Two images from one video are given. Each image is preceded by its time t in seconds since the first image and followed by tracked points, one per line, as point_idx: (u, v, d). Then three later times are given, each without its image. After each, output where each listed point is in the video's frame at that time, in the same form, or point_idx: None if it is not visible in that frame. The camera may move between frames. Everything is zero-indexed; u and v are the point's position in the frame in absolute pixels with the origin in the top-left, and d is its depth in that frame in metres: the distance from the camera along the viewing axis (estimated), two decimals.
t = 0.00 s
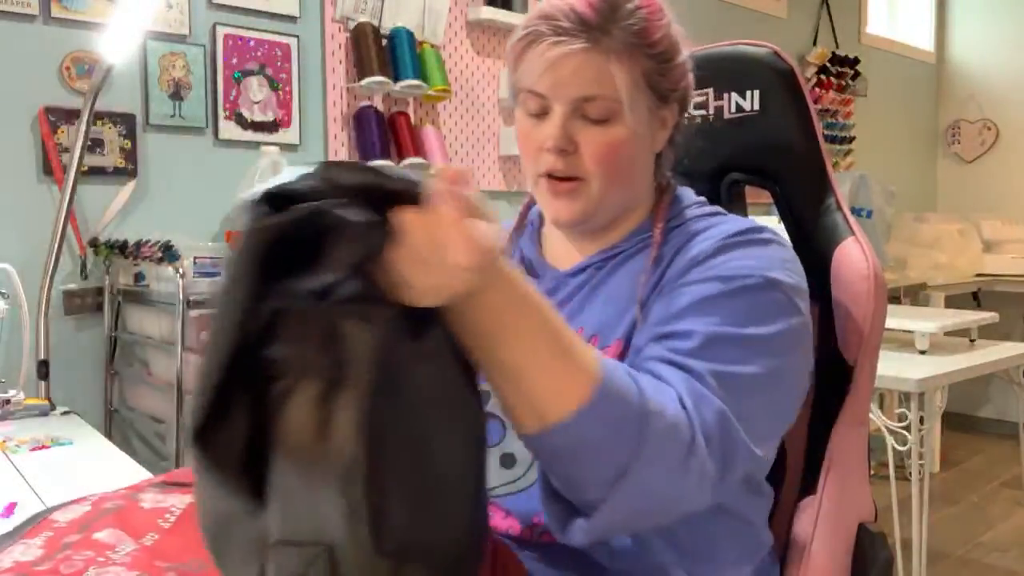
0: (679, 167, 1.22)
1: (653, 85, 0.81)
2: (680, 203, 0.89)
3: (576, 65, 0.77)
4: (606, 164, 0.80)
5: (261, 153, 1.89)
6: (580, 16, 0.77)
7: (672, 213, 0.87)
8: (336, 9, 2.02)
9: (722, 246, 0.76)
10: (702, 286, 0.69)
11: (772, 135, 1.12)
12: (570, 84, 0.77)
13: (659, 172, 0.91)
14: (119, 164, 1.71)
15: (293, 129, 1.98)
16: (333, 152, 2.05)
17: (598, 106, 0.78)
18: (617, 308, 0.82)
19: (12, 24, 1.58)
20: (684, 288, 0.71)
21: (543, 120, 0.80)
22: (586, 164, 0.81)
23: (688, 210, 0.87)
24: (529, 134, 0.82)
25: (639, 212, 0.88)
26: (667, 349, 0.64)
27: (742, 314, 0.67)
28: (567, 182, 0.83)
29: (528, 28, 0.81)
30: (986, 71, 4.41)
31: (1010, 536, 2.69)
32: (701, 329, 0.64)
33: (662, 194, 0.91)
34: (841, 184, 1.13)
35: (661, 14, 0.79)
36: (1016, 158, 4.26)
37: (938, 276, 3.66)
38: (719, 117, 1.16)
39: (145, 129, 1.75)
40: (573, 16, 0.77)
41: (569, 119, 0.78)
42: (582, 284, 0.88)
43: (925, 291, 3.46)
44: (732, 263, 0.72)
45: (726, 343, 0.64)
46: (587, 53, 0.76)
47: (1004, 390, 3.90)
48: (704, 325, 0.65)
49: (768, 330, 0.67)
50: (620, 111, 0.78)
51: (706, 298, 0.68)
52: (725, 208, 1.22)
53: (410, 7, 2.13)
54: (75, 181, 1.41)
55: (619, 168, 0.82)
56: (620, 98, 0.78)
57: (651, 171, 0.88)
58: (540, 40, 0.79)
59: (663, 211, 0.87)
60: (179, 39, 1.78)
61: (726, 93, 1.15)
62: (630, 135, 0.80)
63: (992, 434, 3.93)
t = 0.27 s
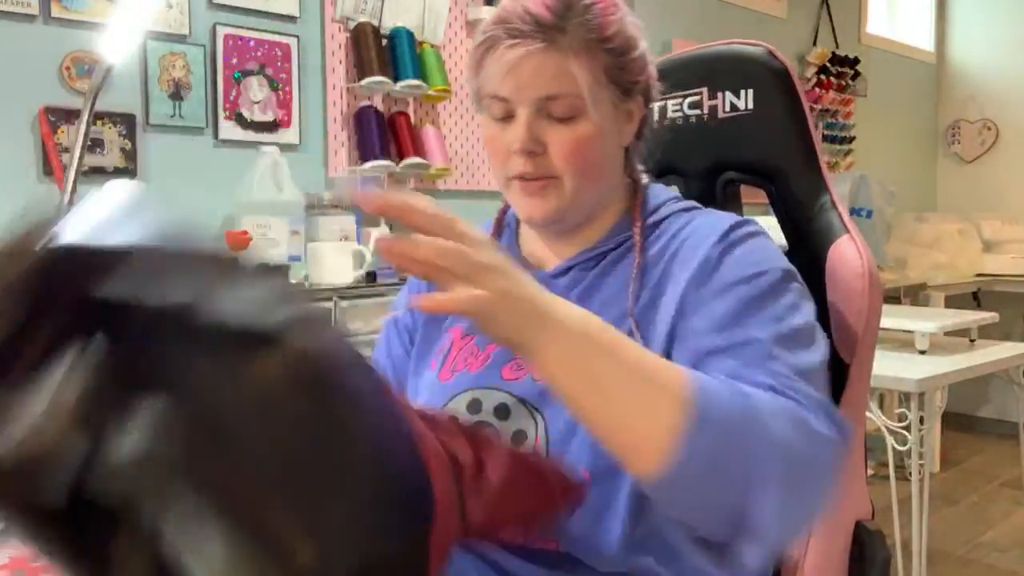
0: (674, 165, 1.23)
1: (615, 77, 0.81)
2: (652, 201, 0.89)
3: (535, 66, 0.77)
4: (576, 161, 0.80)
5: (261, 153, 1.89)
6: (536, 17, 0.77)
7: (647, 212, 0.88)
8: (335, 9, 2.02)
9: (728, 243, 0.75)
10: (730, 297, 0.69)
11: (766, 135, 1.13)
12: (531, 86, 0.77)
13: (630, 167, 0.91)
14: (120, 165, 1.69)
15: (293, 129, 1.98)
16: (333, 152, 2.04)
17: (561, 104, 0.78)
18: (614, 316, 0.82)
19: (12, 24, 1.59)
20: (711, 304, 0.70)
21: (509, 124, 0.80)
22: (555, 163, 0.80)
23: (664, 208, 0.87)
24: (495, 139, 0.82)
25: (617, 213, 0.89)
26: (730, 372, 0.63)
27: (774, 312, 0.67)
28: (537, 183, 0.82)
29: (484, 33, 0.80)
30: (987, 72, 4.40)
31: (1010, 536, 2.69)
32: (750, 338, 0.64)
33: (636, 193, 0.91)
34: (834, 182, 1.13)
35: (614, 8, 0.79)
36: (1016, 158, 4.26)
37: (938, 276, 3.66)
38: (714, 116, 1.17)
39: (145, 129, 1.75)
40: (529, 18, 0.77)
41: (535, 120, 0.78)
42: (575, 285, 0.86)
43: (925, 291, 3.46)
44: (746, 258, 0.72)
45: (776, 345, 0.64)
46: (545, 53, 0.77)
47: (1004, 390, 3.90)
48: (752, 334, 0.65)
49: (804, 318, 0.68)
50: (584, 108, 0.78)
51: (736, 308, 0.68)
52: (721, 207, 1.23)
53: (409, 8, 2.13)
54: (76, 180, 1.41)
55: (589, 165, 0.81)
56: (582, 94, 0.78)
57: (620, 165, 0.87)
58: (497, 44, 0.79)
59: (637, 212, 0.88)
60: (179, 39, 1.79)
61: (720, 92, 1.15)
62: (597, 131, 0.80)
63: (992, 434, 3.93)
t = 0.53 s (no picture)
0: (674, 165, 1.24)
1: (600, 70, 0.84)
2: (653, 211, 0.92)
3: (514, 59, 0.82)
4: (564, 152, 0.82)
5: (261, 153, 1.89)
6: (513, 14, 0.82)
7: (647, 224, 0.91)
8: (335, 9, 2.02)
9: (755, 287, 0.81)
10: (764, 360, 0.78)
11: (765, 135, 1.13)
12: (512, 79, 0.81)
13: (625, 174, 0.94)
14: (120, 164, 1.71)
15: (293, 129, 1.98)
16: (333, 152, 2.05)
17: (545, 96, 0.81)
18: (622, 330, 0.85)
19: (12, 24, 1.59)
20: (743, 364, 0.79)
21: (495, 123, 0.84)
22: (545, 157, 0.82)
23: (668, 221, 0.91)
24: (485, 139, 0.85)
25: (616, 218, 0.91)
26: (769, 437, 0.75)
27: (801, 370, 0.77)
28: (529, 179, 0.84)
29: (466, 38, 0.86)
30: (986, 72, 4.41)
31: (1010, 537, 2.69)
32: (784, 408, 0.75)
33: (635, 201, 0.93)
34: (832, 182, 1.13)
35: (590, 3, 0.84)
36: (1016, 158, 4.26)
37: (938, 276, 3.65)
38: (714, 116, 1.17)
39: (145, 129, 1.75)
40: (506, 16, 0.82)
41: (520, 114, 0.82)
42: (584, 291, 0.89)
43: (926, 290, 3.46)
44: (774, 312, 0.80)
45: (801, 408, 0.75)
46: (524, 48, 0.81)
47: (1004, 390, 3.90)
48: (784, 402, 0.76)
49: (825, 368, 0.78)
50: (568, 99, 0.82)
51: (766, 372, 0.77)
52: (721, 207, 1.23)
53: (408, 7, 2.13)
54: (75, 180, 1.41)
55: (578, 157, 0.83)
56: (565, 85, 0.81)
57: (613, 161, 0.88)
58: (479, 45, 0.84)
59: (637, 225, 0.90)
60: (179, 39, 1.79)
61: (719, 92, 1.15)
62: (584, 123, 0.82)
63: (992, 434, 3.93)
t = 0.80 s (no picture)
0: (677, 165, 1.25)
1: (620, 67, 0.84)
2: (665, 211, 0.92)
3: (532, 52, 0.82)
4: (576, 148, 0.82)
5: (261, 152, 1.89)
6: (535, 8, 0.83)
7: (656, 224, 0.91)
8: (335, 9, 2.02)
9: (742, 280, 0.79)
10: (738, 349, 0.75)
11: (768, 136, 1.13)
12: (531, 71, 0.82)
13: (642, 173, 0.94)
14: (120, 164, 1.71)
15: (293, 129, 1.97)
16: (333, 152, 2.04)
17: (561, 91, 0.82)
18: (614, 330, 0.86)
19: (12, 24, 1.58)
20: (719, 352, 0.77)
21: (511, 115, 0.84)
22: (557, 154, 0.82)
23: (679, 219, 0.90)
24: (500, 132, 0.86)
25: (627, 218, 0.91)
26: (734, 430, 0.72)
27: (783, 364, 0.73)
28: (540, 175, 0.84)
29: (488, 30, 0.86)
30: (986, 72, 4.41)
31: (1010, 537, 2.69)
32: (753, 400, 0.72)
33: (645, 202, 0.93)
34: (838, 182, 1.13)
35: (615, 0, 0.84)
36: (1016, 158, 4.26)
37: (938, 276, 3.65)
38: (717, 116, 1.17)
39: (145, 129, 1.75)
40: (529, 9, 0.83)
41: (535, 106, 0.82)
42: (585, 292, 0.90)
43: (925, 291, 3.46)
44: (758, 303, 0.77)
45: (774, 403, 0.72)
46: (544, 41, 0.82)
47: (1004, 390, 3.90)
48: (755, 394, 0.72)
49: (811, 368, 0.74)
50: (584, 94, 0.82)
51: (742, 361, 0.74)
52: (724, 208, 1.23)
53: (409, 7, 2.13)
54: (75, 180, 1.41)
55: (591, 155, 0.83)
56: (581, 80, 0.82)
57: (628, 160, 0.88)
58: (501, 36, 0.85)
59: (645, 224, 0.90)
60: (179, 39, 1.78)
61: (723, 92, 1.15)
62: (599, 119, 0.82)
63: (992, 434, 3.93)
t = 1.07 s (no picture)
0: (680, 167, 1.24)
1: (660, 72, 0.85)
2: (690, 212, 0.93)
3: (580, 50, 0.82)
4: (614, 149, 0.82)
5: (261, 153, 1.89)
6: (585, 6, 0.82)
7: (680, 223, 0.92)
8: (335, 9, 2.02)
9: (746, 272, 0.80)
10: (716, 329, 0.76)
11: (768, 137, 1.13)
12: (576, 70, 0.82)
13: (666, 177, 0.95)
14: (120, 164, 1.71)
15: (293, 129, 1.97)
16: (333, 152, 2.05)
17: (604, 90, 0.82)
18: (628, 324, 0.87)
19: (11, 25, 1.58)
20: (699, 332, 0.77)
21: (549, 113, 0.84)
22: (594, 152, 0.83)
23: (701, 221, 0.91)
24: (535, 128, 0.86)
25: (649, 219, 0.92)
26: (691, 407, 0.71)
27: (764, 350, 0.73)
28: (575, 173, 0.84)
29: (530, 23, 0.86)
30: (986, 72, 4.41)
31: (1010, 536, 2.69)
32: (718, 378, 0.72)
33: (670, 203, 0.94)
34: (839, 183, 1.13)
35: (660, 4, 0.85)
36: (1016, 158, 4.26)
37: (937, 276, 3.65)
38: (718, 116, 1.16)
39: (145, 129, 1.75)
40: (577, 7, 0.83)
41: (577, 105, 0.83)
42: (599, 290, 0.92)
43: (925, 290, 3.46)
44: (753, 291, 0.78)
45: (745, 384, 0.71)
46: (591, 38, 0.82)
47: (1004, 390, 3.90)
48: (726, 372, 0.72)
49: (792, 360, 0.73)
50: (628, 96, 0.82)
51: (723, 342, 0.74)
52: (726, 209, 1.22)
53: (409, 7, 2.13)
54: (75, 180, 1.41)
55: (627, 157, 0.83)
56: (626, 82, 0.82)
57: (658, 164, 0.89)
58: (544, 31, 0.84)
59: (669, 224, 0.91)
60: (179, 39, 1.78)
61: (725, 93, 1.15)
62: (639, 122, 0.83)
63: (992, 434, 3.93)
